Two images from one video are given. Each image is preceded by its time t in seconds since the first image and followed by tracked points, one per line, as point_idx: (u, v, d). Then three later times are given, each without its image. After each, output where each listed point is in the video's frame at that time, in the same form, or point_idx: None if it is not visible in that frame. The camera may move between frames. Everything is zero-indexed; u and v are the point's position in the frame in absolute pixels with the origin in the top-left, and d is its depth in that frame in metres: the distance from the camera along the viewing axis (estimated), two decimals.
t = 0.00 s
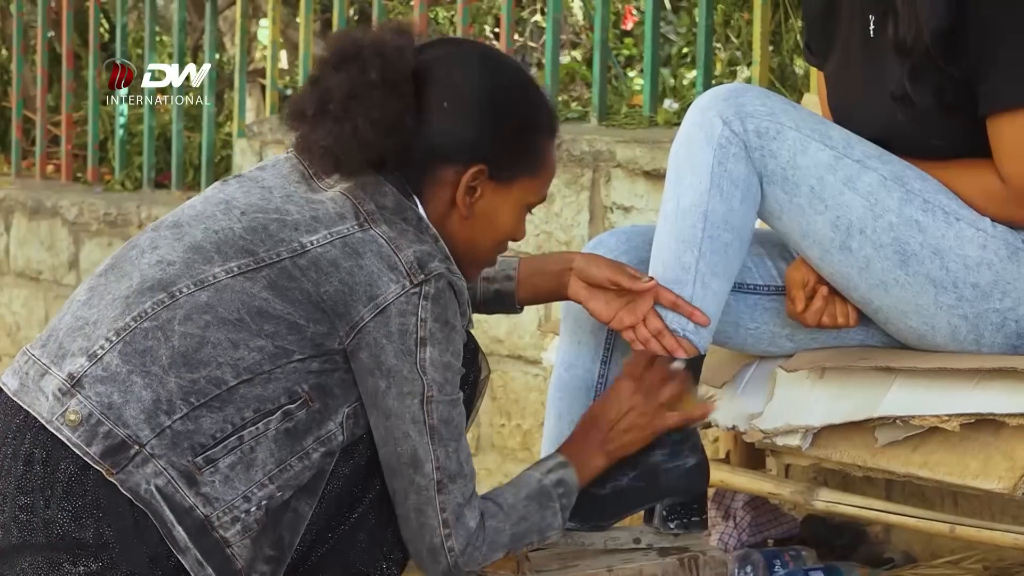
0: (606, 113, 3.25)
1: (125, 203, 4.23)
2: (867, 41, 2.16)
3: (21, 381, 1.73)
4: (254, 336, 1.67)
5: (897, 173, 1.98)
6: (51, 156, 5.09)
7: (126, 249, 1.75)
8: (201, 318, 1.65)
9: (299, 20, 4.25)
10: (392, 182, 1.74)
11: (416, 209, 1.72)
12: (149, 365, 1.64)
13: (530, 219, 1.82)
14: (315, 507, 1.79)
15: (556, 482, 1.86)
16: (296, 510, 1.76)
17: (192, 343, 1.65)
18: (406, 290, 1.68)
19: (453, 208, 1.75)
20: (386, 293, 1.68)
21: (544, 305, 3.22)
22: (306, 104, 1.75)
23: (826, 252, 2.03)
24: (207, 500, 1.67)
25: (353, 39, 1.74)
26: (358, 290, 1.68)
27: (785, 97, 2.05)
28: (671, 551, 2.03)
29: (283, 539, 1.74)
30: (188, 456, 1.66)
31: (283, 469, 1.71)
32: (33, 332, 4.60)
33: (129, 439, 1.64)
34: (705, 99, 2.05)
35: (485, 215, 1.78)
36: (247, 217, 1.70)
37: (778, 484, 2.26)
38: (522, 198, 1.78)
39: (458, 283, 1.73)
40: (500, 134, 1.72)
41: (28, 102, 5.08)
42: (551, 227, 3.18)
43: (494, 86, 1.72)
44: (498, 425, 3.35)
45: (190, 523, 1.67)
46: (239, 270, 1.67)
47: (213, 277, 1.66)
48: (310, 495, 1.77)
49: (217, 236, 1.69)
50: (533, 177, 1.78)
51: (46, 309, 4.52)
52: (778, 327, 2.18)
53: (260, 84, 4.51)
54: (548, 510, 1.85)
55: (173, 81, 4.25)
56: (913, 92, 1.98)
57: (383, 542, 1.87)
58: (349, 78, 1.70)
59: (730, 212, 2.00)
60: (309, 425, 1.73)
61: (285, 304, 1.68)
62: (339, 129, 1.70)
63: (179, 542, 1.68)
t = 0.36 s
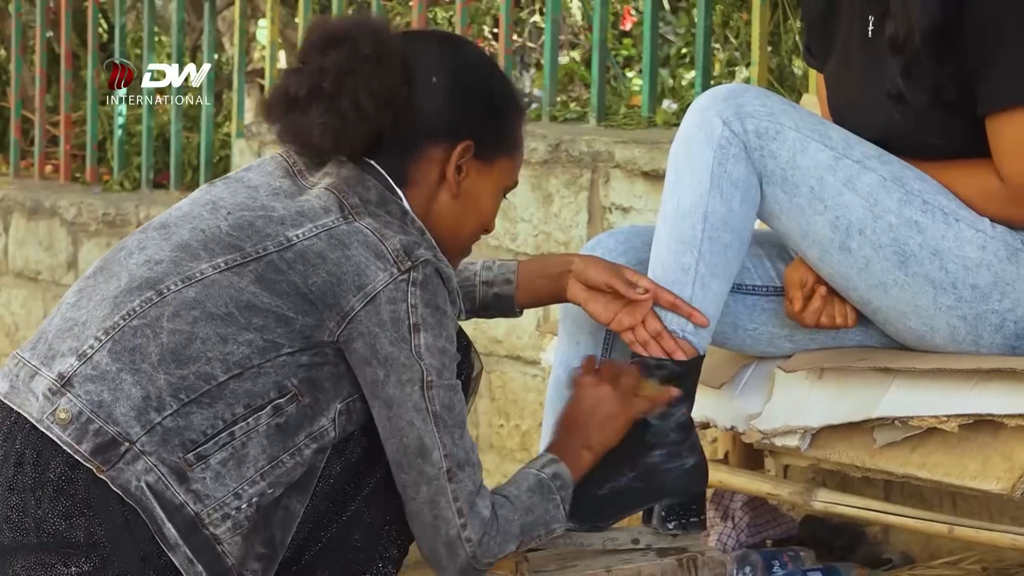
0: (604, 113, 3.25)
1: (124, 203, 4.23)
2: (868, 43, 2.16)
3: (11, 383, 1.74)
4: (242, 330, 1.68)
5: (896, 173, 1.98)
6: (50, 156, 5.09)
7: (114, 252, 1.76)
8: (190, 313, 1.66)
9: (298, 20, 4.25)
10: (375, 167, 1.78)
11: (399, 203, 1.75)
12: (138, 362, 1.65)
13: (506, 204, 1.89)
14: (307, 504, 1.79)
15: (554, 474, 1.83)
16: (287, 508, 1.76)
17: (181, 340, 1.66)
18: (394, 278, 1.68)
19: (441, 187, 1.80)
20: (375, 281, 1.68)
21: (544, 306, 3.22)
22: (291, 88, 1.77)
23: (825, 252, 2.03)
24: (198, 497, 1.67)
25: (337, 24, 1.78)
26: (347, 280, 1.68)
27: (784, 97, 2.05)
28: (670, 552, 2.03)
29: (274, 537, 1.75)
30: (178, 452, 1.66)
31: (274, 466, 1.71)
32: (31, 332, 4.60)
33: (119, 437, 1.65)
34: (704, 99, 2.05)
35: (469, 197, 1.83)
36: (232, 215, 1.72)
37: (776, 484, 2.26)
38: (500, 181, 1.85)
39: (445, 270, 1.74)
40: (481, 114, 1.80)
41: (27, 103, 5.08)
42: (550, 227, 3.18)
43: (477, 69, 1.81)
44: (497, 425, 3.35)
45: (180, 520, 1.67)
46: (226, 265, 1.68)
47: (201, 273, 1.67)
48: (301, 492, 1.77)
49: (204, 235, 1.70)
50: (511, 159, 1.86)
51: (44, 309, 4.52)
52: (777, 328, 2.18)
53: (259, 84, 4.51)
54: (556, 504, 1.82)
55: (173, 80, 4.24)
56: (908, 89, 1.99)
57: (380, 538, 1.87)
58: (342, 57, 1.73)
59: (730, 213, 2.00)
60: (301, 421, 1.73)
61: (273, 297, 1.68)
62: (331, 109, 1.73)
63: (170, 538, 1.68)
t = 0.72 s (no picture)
0: (603, 113, 3.25)
1: (123, 203, 4.23)
2: (865, 43, 2.16)
3: (4, 385, 1.74)
4: (233, 326, 1.68)
5: (895, 173, 1.98)
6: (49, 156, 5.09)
7: (103, 253, 1.77)
8: (180, 311, 1.66)
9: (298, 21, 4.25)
10: (366, 166, 1.79)
11: (388, 202, 1.77)
12: (130, 361, 1.65)
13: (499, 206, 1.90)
14: (302, 502, 1.79)
15: (546, 483, 1.84)
16: (282, 506, 1.76)
17: (172, 337, 1.66)
18: (384, 272, 1.69)
19: (434, 187, 1.81)
20: (365, 275, 1.69)
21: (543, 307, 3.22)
22: (286, 87, 1.79)
23: (824, 253, 2.03)
24: (191, 495, 1.66)
25: (329, 27, 1.81)
26: (336, 274, 1.69)
27: (783, 97, 2.05)
28: (669, 552, 2.03)
29: (268, 536, 1.74)
30: (171, 450, 1.66)
31: (267, 463, 1.71)
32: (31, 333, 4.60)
33: (111, 435, 1.64)
34: (703, 99, 2.04)
35: (462, 199, 1.84)
36: (222, 214, 1.72)
37: (775, 485, 2.26)
38: (493, 182, 1.86)
39: (435, 265, 1.74)
40: (474, 115, 1.81)
41: (26, 103, 5.08)
42: (549, 228, 3.18)
43: (471, 71, 1.83)
44: (496, 426, 3.35)
45: (173, 518, 1.66)
46: (216, 262, 1.68)
47: (191, 270, 1.68)
48: (295, 491, 1.77)
49: (193, 233, 1.70)
50: (504, 163, 1.87)
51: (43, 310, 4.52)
52: (776, 328, 2.18)
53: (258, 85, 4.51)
54: (541, 514, 1.83)
55: (173, 81, 4.23)
56: (903, 86, 1.99)
57: (376, 537, 1.88)
58: (337, 55, 1.75)
59: (729, 213, 2.00)
60: (293, 418, 1.73)
61: (263, 292, 1.69)
62: (325, 105, 1.74)
63: (163, 537, 1.67)
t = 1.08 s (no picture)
0: (603, 114, 3.26)
1: (123, 203, 4.23)
2: (862, 43, 2.16)
3: None
4: (217, 322, 1.68)
5: (896, 175, 1.98)
6: (49, 156, 5.09)
7: (93, 257, 1.78)
8: (166, 310, 1.67)
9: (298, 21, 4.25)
10: (356, 166, 1.81)
11: (376, 200, 1.78)
12: (118, 362, 1.66)
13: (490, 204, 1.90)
14: (297, 501, 1.77)
15: (473, 508, 1.82)
16: (276, 505, 1.75)
17: (159, 337, 1.66)
18: (364, 266, 1.70)
19: (425, 183, 1.81)
20: (344, 267, 1.70)
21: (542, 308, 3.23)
22: (280, 82, 1.80)
23: (825, 254, 2.02)
24: (179, 496, 1.67)
25: (323, 21, 1.83)
26: (316, 265, 1.70)
27: (786, 99, 2.06)
28: (668, 552, 2.03)
29: (262, 534, 1.74)
30: (159, 451, 1.66)
31: (255, 461, 1.71)
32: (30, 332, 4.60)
33: (100, 437, 1.65)
34: (705, 100, 2.06)
35: (453, 195, 1.84)
36: (208, 212, 1.74)
37: (774, 485, 2.26)
38: (485, 181, 1.87)
39: (420, 264, 1.74)
40: (467, 112, 1.82)
41: (26, 103, 5.08)
42: (548, 228, 3.18)
43: (465, 69, 1.84)
44: (495, 426, 3.35)
45: (162, 520, 1.68)
46: (200, 259, 1.69)
47: (176, 268, 1.69)
48: (289, 489, 1.75)
49: (179, 233, 1.72)
50: (495, 162, 1.87)
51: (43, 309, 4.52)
52: (775, 329, 2.18)
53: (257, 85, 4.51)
54: (465, 539, 1.79)
55: (173, 80, 4.24)
56: (900, 86, 1.99)
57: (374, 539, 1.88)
58: (330, 48, 1.77)
59: (731, 215, 2.00)
60: (280, 415, 1.71)
61: (246, 286, 1.69)
62: (317, 97, 1.76)
63: (152, 539, 1.69)
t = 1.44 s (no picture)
0: (604, 114, 3.26)
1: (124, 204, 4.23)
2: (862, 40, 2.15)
3: None
4: (204, 322, 1.69)
5: (905, 177, 1.96)
6: (49, 156, 5.09)
7: (76, 261, 1.80)
8: (153, 311, 1.69)
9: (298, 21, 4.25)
10: (335, 163, 1.83)
11: (355, 196, 1.81)
12: (106, 365, 1.68)
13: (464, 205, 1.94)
14: (290, 502, 1.79)
15: (481, 520, 1.85)
16: (270, 506, 1.76)
17: (147, 338, 1.68)
18: (349, 264, 1.71)
19: (404, 181, 1.83)
20: (330, 266, 1.71)
21: (543, 308, 3.23)
22: (268, 72, 1.82)
23: (831, 254, 2.00)
24: (171, 498, 1.69)
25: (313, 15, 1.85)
26: (302, 263, 1.71)
27: (797, 97, 2.03)
28: (670, 552, 2.05)
29: (256, 536, 1.76)
30: (149, 454, 1.68)
31: (246, 461, 1.72)
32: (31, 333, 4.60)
33: (90, 441, 1.67)
34: (716, 97, 2.02)
35: (431, 195, 1.87)
36: (191, 213, 1.76)
37: (775, 485, 2.27)
38: (460, 184, 1.90)
39: (406, 261, 1.76)
40: (450, 114, 1.85)
41: (26, 104, 5.09)
42: (549, 228, 3.18)
43: (451, 72, 1.87)
44: (496, 426, 3.35)
45: (155, 522, 1.69)
46: (186, 259, 1.71)
47: (162, 269, 1.71)
48: (282, 491, 1.77)
49: (164, 235, 1.73)
50: (472, 165, 1.90)
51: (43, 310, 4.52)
52: (777, 329, 2.18)
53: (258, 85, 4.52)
54: (468, 547, 1.83)
55: (173, 80, 4.24)
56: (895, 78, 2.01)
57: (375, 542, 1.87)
58: (323, 40, 1.79)
59: (741, 219, 1.96)
60: (270, 414, 1.73)
61: (231, 285, 1.70)
62: (308, 89, 1.77)
63: (145, 542, 1.69)
